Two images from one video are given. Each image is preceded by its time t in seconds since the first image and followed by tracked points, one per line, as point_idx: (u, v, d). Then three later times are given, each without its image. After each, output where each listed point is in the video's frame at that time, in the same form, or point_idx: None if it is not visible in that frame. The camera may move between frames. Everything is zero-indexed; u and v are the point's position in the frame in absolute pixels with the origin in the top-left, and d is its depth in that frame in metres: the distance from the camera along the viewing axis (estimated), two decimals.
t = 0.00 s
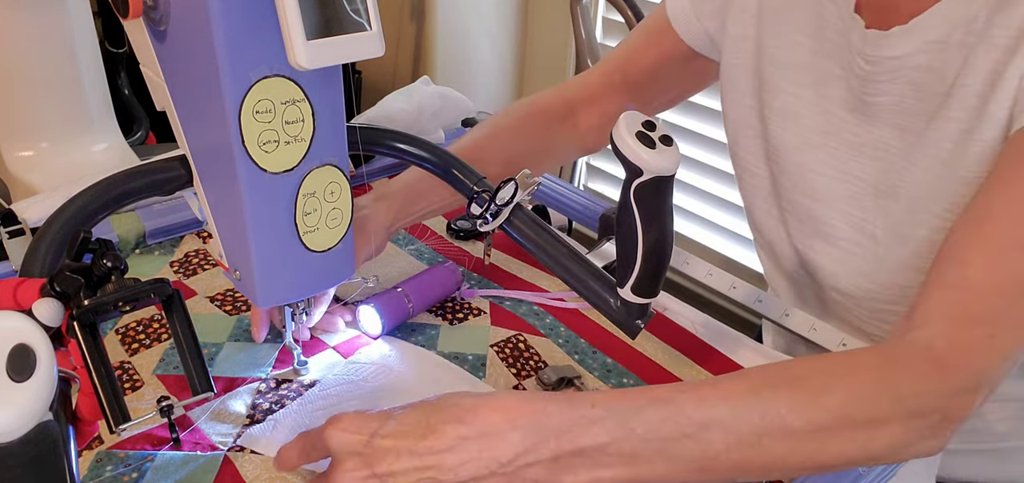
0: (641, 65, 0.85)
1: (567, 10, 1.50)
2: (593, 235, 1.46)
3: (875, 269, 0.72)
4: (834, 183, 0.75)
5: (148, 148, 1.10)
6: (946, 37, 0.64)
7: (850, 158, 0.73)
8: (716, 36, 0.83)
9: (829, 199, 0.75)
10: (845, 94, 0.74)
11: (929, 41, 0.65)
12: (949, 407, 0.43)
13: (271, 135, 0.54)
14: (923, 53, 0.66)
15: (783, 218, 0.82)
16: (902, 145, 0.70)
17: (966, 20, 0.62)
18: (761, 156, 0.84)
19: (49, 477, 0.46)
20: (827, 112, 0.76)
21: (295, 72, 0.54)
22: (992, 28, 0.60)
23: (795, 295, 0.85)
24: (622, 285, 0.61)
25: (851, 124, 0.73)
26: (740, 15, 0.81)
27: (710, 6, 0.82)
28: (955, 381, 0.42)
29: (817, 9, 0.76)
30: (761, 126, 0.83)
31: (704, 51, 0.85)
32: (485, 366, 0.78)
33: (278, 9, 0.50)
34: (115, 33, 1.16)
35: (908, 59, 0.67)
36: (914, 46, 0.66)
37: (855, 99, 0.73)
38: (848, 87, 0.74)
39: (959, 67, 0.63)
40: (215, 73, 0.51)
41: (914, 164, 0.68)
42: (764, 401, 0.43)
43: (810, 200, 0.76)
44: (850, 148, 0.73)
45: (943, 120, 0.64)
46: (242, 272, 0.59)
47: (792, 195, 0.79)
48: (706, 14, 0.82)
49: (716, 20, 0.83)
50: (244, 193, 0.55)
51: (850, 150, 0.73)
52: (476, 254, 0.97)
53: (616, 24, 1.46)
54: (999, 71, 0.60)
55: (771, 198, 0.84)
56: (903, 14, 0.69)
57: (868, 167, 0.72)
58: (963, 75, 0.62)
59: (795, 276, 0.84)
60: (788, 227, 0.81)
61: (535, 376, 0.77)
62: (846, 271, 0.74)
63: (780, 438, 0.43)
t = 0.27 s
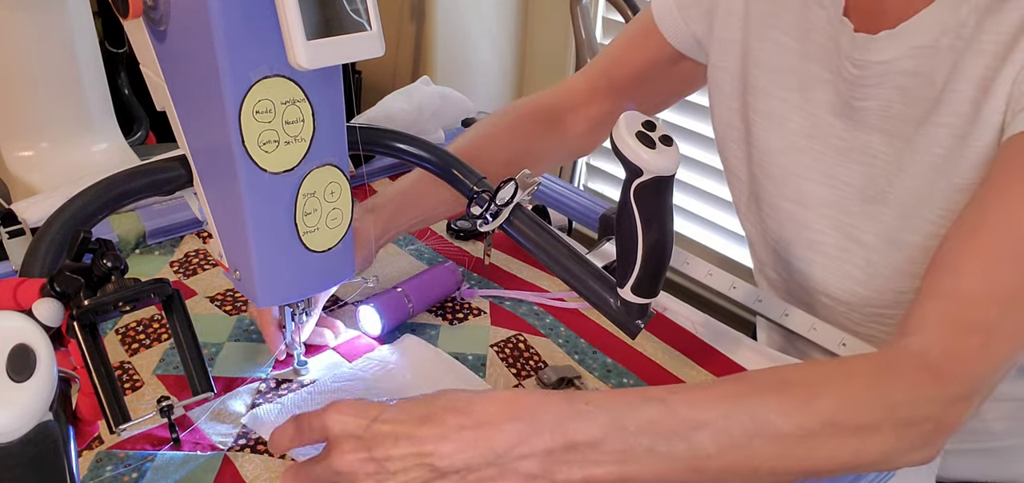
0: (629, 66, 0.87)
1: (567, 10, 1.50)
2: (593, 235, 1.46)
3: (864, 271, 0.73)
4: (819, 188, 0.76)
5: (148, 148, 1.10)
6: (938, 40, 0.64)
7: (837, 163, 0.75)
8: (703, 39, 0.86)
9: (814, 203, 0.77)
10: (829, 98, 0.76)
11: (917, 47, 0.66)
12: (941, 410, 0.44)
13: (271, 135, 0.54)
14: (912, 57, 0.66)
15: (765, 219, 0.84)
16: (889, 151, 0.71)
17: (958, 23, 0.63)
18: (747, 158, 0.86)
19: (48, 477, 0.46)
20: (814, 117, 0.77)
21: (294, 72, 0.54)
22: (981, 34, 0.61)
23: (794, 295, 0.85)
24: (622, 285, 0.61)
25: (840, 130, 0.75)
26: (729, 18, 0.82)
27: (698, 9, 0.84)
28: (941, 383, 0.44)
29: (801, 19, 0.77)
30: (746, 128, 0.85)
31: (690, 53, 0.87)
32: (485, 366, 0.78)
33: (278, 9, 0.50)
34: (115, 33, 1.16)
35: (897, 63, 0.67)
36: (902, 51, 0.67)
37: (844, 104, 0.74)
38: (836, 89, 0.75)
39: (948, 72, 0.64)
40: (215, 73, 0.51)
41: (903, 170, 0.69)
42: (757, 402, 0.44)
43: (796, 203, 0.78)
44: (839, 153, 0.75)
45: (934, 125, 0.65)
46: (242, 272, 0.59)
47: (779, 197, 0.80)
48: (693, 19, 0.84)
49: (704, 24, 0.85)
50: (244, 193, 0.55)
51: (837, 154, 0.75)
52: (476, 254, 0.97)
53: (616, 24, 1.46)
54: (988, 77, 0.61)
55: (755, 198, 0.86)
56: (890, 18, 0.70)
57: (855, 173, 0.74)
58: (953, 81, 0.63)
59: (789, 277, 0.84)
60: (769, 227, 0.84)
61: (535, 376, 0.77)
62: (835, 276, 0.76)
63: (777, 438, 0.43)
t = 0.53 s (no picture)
0: (628, 65, 0.87)
1: (567, 9, 1.50)
2: (593, 235, 1.46)
3: (865, 270, 0.73)
4: (819, 186, 0.76)
5: (147, 148, 1.09)
6: (939, 39, 0.65)
7: (838, 161, 0.75)
8: (702, 38, 0.86)
9: (815, 202, 0.76)
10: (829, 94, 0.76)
11: (917, 45, 0.66)
12: (933, 409, 0.45)
13: (271, 135, 0.54)
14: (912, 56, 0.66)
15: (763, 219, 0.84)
16: (889, 149, 0.71)
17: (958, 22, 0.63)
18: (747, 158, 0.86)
19: (48, 477, 0.46)
20: (815, 115, 0.77)
21: (294, 72, 0.54)
22: (984, 33, 0.61)
23: (795, 294, 0.85)
24: (622, 285, 0.61)
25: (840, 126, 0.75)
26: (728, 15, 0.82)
27: (696, 7, 0.84)
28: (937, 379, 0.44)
29: (801, 15, 0.77)
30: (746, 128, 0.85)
31: (690, 51, 0.87)
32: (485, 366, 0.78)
33: (278, 9, 0.50)
34: (115, 33, 1.16)
35: (896, 61, 0.67)
36: (902, 49, 0.67)
37: (844, 102, 0.74)
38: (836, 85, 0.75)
39: (950, 70, 0.64)
40: (215, 73, 0.51)
41: (903, 168, 0.69)
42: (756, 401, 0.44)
43: (797, 202, 0.78)
44: (839, 151, 0.75)
45: (936, 125, 0.65)
46: (242, 272, 0.59)
47: (778, 196, 0.79)
48: (693, 17, 0.84)
49: (703, 21, 0.85)
50: (244, 193, 0.55)
51: (837, 153, 0.75)
52: (476, 254, 0.97)
53: (616, 24, 1.46)
54: (992, 78, 0.61)
55: (755, 199, 0.85)
56: (890, 17, 0.69)
57: (855, 171, 0.74)
58: (955, 80, 0.64)
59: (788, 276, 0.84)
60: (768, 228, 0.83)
61: (535, 376, 0.77)
62: (835, 274, 0.75)
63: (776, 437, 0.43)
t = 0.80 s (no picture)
0: (640, 56, 0.90)
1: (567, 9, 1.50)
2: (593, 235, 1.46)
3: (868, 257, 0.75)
4: (822, 174, 0.78)
5: (147, 148, 1.09)
6: (941, 26, 0.66)
7: (842, 149, 0.76)
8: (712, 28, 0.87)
9: (819, 190, 0.78)
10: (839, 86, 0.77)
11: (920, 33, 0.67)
12: (937, 405, 0.45)
13: (271, 135, 0.54)
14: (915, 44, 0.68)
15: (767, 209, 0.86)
16: (892, 138, 0.72)
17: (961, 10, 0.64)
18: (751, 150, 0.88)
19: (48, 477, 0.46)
20: (820, 104, 0.78)
21: (295, 72, 0.54)
22: (987, 20, 0.62)
23: (794, 291, 0.86)
24: (622, 285, 0.61)
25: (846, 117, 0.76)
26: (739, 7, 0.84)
27: None
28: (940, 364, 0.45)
29: (808, 4, 0.79)
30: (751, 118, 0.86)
31: (699, 42, 0.89)
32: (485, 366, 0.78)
33: (278, 10, 0.50)
34: (115, 33, 1.16)
35: (900, 49, 0.68)
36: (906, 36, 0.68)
37: (851, 91, 0.75)
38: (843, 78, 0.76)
39: (952, 57, 0.65)
40: (215, 73, 0.51)
41: (904, 155, 0.70)
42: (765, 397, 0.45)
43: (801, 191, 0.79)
44: (845, 140, 0.76)
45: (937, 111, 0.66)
46: (242, 272, 0.59)
47: (783, 185, 0.81)
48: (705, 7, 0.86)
49: (713, 12, 0.86)
50: (244, 193, 0.55)
51: (843, 141, 0.76)
52: (476, 254, 0.97)
53: (616, 24, 1.47)
54: (996, 64, 0.62)
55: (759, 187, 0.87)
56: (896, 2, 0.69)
57: (858, 159, 0.75)
58: (958, 68, 0.65)
59: (788, 268, 0.85)
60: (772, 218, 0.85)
61: (535, 376, 0.77)
62: (838, 260, 0.77)
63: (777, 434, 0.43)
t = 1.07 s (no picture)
0: (643, 51, 0.90)
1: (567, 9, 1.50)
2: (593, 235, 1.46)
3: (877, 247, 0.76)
4: (829, 166, 0.79)
5: (147, 148, 1.09)
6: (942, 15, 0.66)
7: (846, 141, 0.77)
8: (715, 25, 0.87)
9: (824, 182, 0.79)
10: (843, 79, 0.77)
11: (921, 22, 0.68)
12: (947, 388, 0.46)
13: (271, 135, 0.54)
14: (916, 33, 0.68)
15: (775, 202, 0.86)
16: (895, 128, 0.73)
17: None
18: (756, 146, 0.88)
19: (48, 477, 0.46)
20: (825, 97, 0.79)
21: (295, 72, 0.54)
22: (989, 4, 0.63)
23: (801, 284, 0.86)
24: (622, 285, 0.61)
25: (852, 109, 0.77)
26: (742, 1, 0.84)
27: None
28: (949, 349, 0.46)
29: None
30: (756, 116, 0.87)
31: (704, 38, 0.89)
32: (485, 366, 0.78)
33: (278, 10, 0.50)
34: (115, 33, 1.16)
35: (902, 38, 0.69)
36: (907, 25, 0.69)
37: (854, 83, 0.76)
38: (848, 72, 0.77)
39: (954, 45, 0.66)
40: (215, 74, 0.51)
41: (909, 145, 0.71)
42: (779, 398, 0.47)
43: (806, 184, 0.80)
44: (849, 132, 0.77)
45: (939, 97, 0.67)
46: (242, 272, 0.59)
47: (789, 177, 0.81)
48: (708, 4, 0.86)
49: (717, 8, 0.86)
50: (245, 193, 0.55)
51: (847, 134, 0.77)
52: (476, 254, 0.97)
53: (616, 24, 1.47)
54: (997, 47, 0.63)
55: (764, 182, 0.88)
56: None
57: (862, 150, 0.76)
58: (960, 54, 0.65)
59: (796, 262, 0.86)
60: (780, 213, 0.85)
61: (535, 376, 0.77)
62: (847, 252, 0.78)
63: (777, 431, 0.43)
